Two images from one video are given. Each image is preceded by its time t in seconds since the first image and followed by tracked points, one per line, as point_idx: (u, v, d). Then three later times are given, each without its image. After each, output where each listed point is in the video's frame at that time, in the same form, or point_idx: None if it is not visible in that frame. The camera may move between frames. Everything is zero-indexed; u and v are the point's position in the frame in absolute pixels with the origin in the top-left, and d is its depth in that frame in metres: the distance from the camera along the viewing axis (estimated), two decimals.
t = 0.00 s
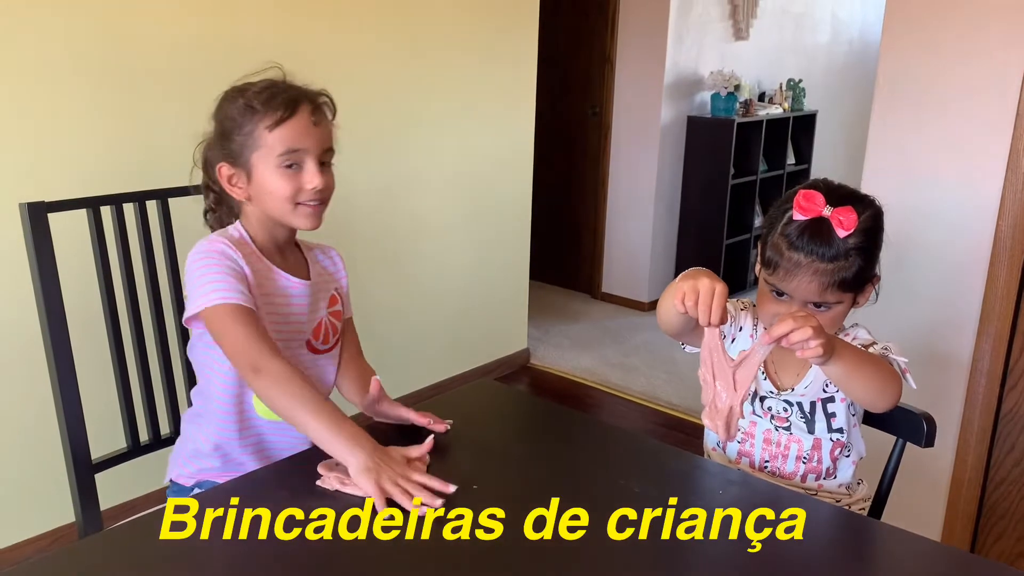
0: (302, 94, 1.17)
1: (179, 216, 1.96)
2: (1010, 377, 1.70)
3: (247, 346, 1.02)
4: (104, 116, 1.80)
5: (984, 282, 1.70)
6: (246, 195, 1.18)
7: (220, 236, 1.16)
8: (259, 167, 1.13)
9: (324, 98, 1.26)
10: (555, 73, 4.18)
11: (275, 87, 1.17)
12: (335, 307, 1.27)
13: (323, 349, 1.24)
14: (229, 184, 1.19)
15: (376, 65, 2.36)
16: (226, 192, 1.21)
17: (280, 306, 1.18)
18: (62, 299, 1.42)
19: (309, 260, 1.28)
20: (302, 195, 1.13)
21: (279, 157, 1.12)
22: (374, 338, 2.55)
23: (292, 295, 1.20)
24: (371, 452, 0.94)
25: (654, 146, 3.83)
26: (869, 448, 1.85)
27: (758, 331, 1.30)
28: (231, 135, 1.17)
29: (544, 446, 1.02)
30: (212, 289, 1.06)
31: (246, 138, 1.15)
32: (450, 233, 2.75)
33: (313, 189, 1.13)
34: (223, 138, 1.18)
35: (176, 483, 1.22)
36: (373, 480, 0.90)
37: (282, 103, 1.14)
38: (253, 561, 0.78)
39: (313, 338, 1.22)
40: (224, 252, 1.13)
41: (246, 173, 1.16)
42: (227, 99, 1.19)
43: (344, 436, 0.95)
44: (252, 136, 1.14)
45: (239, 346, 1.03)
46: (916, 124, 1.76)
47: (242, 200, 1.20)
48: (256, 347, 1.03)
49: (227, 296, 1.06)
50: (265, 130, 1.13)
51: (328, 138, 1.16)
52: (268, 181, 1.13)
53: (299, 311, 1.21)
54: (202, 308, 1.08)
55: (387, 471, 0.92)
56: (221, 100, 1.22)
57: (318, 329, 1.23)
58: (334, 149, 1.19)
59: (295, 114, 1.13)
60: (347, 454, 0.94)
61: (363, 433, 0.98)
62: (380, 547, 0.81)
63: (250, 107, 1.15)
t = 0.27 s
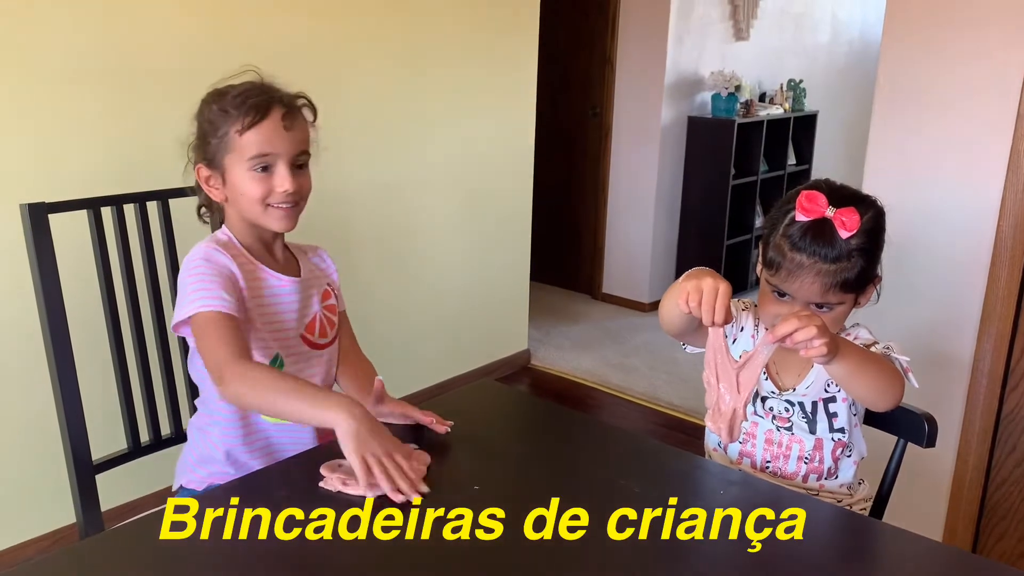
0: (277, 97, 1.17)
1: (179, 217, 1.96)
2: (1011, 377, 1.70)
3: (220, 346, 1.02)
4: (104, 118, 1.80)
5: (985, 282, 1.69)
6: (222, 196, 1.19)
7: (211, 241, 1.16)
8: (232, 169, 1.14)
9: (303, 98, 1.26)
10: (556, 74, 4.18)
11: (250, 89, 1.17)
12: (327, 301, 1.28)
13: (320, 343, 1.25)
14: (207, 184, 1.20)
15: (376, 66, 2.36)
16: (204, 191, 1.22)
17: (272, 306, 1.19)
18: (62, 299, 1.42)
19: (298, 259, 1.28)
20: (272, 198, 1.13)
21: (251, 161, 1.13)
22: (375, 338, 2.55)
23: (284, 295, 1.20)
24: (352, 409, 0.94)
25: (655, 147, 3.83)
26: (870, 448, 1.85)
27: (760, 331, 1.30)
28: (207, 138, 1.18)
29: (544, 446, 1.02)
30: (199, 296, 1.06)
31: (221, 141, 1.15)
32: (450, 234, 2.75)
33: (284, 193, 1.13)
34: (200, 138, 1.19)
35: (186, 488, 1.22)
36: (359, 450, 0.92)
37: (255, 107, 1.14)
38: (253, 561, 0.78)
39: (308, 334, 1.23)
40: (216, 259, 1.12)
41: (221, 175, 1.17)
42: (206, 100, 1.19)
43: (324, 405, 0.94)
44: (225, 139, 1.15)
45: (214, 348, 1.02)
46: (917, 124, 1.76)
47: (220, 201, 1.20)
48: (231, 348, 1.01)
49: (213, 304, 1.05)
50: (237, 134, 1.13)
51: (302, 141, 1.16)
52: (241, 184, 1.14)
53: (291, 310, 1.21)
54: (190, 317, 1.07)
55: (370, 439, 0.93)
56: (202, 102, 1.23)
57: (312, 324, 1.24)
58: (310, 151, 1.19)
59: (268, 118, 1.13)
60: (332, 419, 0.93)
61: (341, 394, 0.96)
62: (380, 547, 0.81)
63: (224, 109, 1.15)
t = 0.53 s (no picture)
0: (299, 107, 1.17)
1: (181, 217, 1.96)
2: (1014, 378, 1.69)
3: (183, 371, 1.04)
4: (106, 118, 1.80)
5: (988, 282, 1.69)
6: (244, 207, 1.19)
7: (218, 258, 1.17)
8: (256, 179, 1.14)
9: (320, 108, 1.27)
10: (558, 75, 4.18)
11: (271, 99, 1.17)
12: (339, 321, 1.28)
13: (325, 363, 1.25)
14: (228, 195, 1.19)
15: (377, 66, 2.36)
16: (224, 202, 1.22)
17: (275, 326, 1.19)
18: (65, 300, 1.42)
19: (313, 274, 1.28)
20: (298, 207, 1.14)
21: (276, 171, 1.13)
22: (376, 339, 2.55)
23: (291, 313, 1.21)
24: (310, 406, 0.95)
25: (657, 147, 3.83)
26: (873, 449, 1.84)
27: (764, 332, 1.30)
28: (228, 148, 1.17)
29: (545, 446, 1.02)
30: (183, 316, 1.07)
31: (244, 151, 1.15)
32: (452, 234, 2.75)
33: (310, 202, 1.14)
34: (220, 148, 1.19)
35: (186, 490, 1.23)
36: (327, 443, 0.93)
37: (279, 117, 1.14)
38: (252, 561, 0.78)
39: (314, 354, 1.23)
40: (217, 279, 1.14)
41: (244, 184, 1.16)
42: (224, 111, 1.19)
43: (283, 410, 0.95)
44: (249, 149, 1.14)
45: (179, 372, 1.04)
46: (919, 124, 1.75)
47: (240, 211, 1.20)
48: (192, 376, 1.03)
49: (194, 326, 1.07)
50: (262, 144, 1.13)
51: (325, 151, 1.17)
52: (265, 194, 1.13)
53: (297, 332, 1.21)
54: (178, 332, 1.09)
55: (336, 433, 0.94)
56: (218, 112, 1.22)
57: (320, 344, 1.24)
58: (331, 160, 1.19)
59: (292, 127, 1.14)
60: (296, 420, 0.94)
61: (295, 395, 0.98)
62: (380, 546, 0.80)
63: (246, 119, 1.15)
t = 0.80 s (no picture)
0: (329, 109, 1.18)
1: (182, 218, 1.96)
2: (1013, 379, 1.70)
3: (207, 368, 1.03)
4: (107, 118, 1.81)
5: (987, 283, 1.70)
6: (269, 208, 1.20)
7: (238, 256, 1.18)
8: (283, 182, 1.15)
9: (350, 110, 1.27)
10: (558, 75, 4.19)
11: (302, 101, 1.17)
12: (358, 318, 1.28)
13: (344, 361, 1.26)
14: (253, 196, 1.20)
15: (378, 67, 2.37)
16: (248, 201, 1.23)
17: (295, 327, 1.20)
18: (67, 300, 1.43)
19: (332, 273, 1.29)
20: (324, 211, 1.14)
21: (305, 174, 1.13)
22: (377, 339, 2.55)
23: (310, 314, 1.21)
24: (337, 414, 0.96)
25: (656, 148, 3.84)
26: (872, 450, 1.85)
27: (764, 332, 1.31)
28: (257, 148, 1.18)
29: (546, 447, 1.03)
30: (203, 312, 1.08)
31: (273, 153, 1.15)
32: (452, 234, 2.76)
33: (337, 206, 1.14)
34: (248, 148, 1.19)
35: (196, 484, 1.25)
36: (352, 455, 0.93)
37: (310, 120, 1.14)
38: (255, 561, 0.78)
39: (334, 353, 1.24)
40: (240, 278, 1.15)
41: (272, 186, 1.17)
42: (254, 111, 1.20)
43: (311, 416, 0.96)
44: (278, 151, 1.15)
45: (201, 369, 1.03)
46: (920, 126, 1.76)
47: (265, 212, 1.21)
48: (217, 374, 1.03)
49: (216, 321, 1.07)
50: (292, 147, 1.13)
51: (354, 155, 1.17)
52: (292, 197, 1.14)
53: (317, 332, 1.22)
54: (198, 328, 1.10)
55: (361, 444, 0.95)
56: (247, 109, 1.23)
57: (339, 343, 1.25)
58: (359, 164, 1.19)
59: (323, 131, 1.14)
60: (321, 430, 0.95)
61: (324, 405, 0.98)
62: (382, 546, 0.81)
63: (276, 121, 1.16)
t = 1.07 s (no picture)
0: (320, 112, 1.17)
1: (175, 215, 1.96)
2: (1004, 378, 1.71)
3: (226, 353, 1.03)
4: (100, 116, 1.80)
5: (978, 283, 1.71)
6: (256, 205, 1.20)
7: (230, 255, 1.18)
8: (271, 182, 1.15)
9: (341, 113, 1.27)
10: (552, 74, 4.19)
11: (293, 102, 1.17)
12: (349, 311, 1.30)
13: (339, 354, 1.27)
14: (240, 192, 1.20)
15: (372, 65, 2.36)
16: (234, 196, 1.23)
17: (289, 321, 1.21)
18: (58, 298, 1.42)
19: (321, 266, 1.29)
20: (308, 212, 1.14)
21: (292, 176, 1.13)
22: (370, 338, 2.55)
23: (300, 308, 1.22)
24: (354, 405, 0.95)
25: (649, 147, 3.84)
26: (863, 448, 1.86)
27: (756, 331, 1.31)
28: (246, 145, 1.18)
29: (542, 445, 1.03)
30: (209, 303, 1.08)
31: (261, 152, 1.15)
32: (446, 233, 2.75)
33: (322, 208, 1.14)
34: (237, 146, 1.19)
35: (201, 476, 1.25)
36: (359, 446, 0.93)
37: (300, 123, 1.14)
38: (251, 561, 0.78)
39: (328, 346, 1.25)
40: (232, 272, 1.15)
41: (259, 184, 1.17)
42: (244, 109, 1.19)
43: (325, 401, 0.95)
44: (266, 151, 1.15)
45: (221, 354, 1.03)
46: (912, 126, 1.77)
47: (252, 208, 1.21)
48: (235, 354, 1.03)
49: (223, 312, 1.07)
50: (281, 149, 1.13)
51: (342, 159, 1.17)
52: (278, 197, 1.14)
53: (311, 326, 1.23)
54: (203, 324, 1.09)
55: (371, 433, 0.95)
56: (238, 104, 1.22)
57: (331, 335, 1.25)
58: (346, 167, 1.19)
59: (313, 134, 1.14)
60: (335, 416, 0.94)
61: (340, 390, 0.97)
62: (382, 546, 0.81)
63: (266, 121, 1.15)
